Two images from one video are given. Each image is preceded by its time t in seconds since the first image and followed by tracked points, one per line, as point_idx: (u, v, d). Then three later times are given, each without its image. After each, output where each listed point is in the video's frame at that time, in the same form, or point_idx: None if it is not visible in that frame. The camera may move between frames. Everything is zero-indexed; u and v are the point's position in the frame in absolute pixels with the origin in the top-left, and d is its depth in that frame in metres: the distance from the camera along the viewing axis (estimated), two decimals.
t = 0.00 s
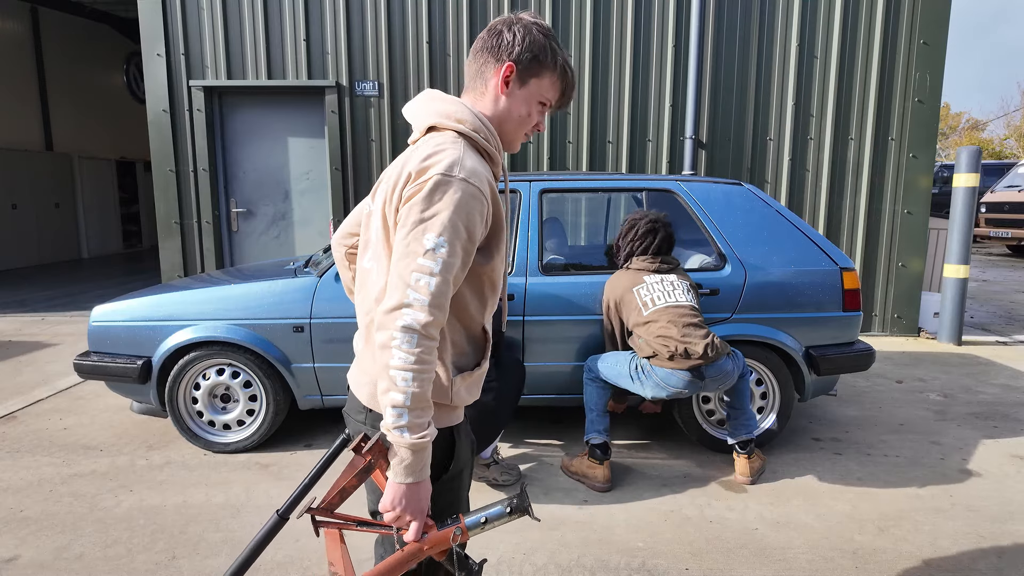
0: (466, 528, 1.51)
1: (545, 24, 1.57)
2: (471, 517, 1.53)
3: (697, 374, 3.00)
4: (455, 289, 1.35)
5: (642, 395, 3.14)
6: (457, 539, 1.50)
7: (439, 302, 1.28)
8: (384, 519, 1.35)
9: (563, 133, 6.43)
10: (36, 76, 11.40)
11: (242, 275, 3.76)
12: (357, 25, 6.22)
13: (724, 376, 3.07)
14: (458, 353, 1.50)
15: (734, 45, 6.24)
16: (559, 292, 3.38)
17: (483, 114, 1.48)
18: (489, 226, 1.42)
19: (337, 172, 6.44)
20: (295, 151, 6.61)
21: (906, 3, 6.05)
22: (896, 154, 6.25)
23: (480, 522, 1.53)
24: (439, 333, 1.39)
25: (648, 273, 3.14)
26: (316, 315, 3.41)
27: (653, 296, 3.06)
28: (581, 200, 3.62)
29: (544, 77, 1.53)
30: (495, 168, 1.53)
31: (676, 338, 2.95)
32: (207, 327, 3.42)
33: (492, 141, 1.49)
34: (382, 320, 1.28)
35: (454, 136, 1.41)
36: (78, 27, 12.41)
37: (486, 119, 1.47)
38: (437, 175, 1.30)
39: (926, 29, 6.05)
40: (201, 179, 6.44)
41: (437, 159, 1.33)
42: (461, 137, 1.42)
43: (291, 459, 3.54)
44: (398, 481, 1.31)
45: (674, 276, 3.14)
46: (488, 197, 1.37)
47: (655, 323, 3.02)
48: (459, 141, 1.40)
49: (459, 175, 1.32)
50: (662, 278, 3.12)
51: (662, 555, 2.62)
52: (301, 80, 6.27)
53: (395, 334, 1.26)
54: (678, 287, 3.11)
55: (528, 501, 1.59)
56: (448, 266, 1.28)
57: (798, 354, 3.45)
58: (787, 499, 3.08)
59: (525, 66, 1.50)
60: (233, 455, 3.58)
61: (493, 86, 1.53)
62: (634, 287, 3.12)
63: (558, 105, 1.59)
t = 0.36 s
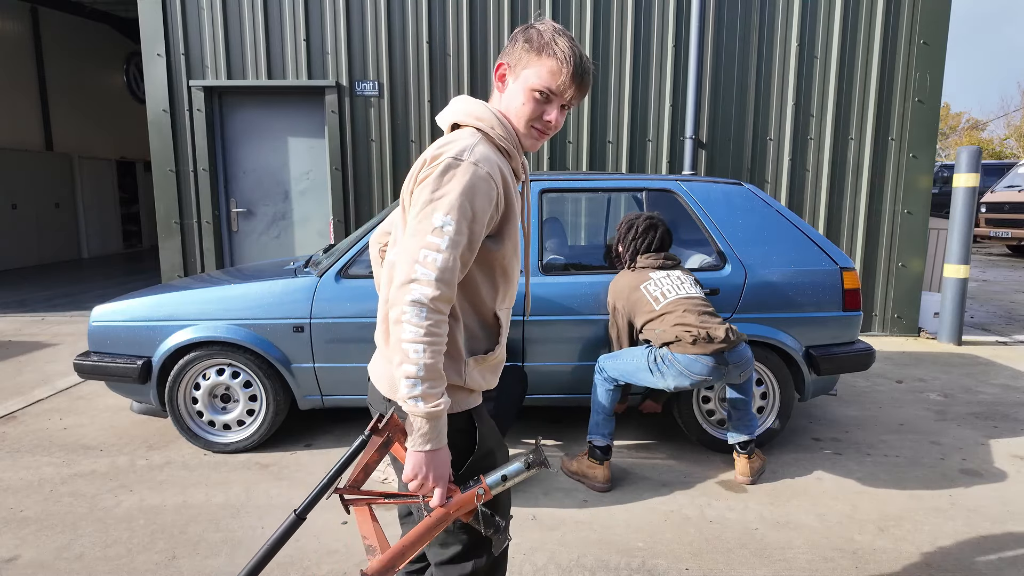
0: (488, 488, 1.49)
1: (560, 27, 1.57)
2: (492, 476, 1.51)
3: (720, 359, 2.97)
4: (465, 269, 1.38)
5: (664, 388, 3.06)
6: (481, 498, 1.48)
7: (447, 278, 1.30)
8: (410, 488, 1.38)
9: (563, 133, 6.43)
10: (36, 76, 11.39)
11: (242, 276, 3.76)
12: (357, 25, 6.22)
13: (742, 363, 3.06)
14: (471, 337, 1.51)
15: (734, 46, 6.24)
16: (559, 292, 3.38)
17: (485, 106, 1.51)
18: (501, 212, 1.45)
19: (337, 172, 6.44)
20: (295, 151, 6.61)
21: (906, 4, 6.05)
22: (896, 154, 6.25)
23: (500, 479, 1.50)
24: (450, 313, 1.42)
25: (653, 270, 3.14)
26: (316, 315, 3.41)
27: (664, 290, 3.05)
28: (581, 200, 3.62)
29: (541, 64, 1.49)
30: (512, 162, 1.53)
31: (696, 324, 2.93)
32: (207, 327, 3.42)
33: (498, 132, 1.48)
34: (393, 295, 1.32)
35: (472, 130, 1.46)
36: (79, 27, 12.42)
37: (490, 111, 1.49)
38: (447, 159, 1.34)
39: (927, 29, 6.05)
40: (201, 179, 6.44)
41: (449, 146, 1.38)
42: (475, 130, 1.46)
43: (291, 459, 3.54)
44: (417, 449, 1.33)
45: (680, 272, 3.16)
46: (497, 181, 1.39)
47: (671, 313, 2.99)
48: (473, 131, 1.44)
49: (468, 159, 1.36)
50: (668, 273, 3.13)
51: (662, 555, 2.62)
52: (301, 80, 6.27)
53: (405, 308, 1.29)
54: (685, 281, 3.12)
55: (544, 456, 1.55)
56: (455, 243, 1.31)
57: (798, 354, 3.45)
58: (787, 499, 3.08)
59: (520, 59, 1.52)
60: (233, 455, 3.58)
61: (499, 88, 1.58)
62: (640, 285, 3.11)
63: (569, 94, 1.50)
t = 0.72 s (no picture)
0: (506, 507, 1.49)
1: (590, 17, 1.54)
2: (512, 496, 1.50)
3: (727, 351, 2.98)
4: (494, 278, 1.36)
5: (673, 383, 3.07)
6: (499, 516, 1.48)
7: (476, 289, 1.28)
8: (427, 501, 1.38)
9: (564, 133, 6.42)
10: (36, 76, 11.39)
11: (242, 276, 3.76)
12: (357, 24, 6.22)
13: (749, 357, 3.07)
14: (504, 344, 1.50)
15: (734, 46, 6.24)
16: (559, 292, 3.38)
17: (513, 104, 1.49)
18: (532, 217, 1.41)
19: (337, 172, 6.43)
20: (295, 151, 6.62)
21: (906, 4, 6.06)
22: (896, 155, 6.25)
23: (521, 500, 1.49)
24: (481, 323, 1.42)
25: (654, 268, 3.15)
26: (316, 315, 3.41)
27: (665, 287, 3.06)
28: (581, 200, 3.62)
29: (570, 56, 1.46)
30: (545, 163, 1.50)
31: (702, 318, 2.96)
32: (207, 327, 3.42)
33: (529, 132, 1.46)
34: (422, 306, 1.31)
35: (501, 131, 1.43)
36: (79, 27, 12.43)
37: (519, 109, 1.47)
38: (474, 164, 1.32)
39: (926, 29, 6.05)
40: (201, 179, 6.44)
41: (476, 149, 1.36)
42: (505, 130, 1.43)
43: (291, 459, 3.54)
44: (439, 462, 1.32)
45: (680, 269, 3.18)
46: (527, 185, 1.36)
47: (676, 309, 3.00)
48: (503, 133, 1.41)
49: (496, 163, 1.33)
50: (668, 271, 3.14)
51: (662, 555, 2.62)
52: (301, 80, 6.27)
53: (433, 320, 1.28)
54: (686, 277, 3.14)
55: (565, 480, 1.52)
56: (484, 252, 1.29)
57: (798, 354, 3.45)
58: (787, 499, 3.08)
59: (550, 53, 1.49)
60: (233, 455, 3.58)
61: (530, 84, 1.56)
62: (642, 283, 3.11)
63: (601, 86, 1.47)
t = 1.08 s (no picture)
0: (536, 522, 1.47)
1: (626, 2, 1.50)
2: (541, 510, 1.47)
3: (732, 339, 2.96)
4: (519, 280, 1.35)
5: (680, 375, 3.04)
6: (528, 532, 1.47)
7: (499, 292, 1.28)
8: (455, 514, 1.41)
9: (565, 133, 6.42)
10: (36, 76, 11.39)
11: (242, 276, 3.76)
12: (357, 24, 6.22)
13: (755, 348, 3.05)
14: (531, 349, 1.48)
15: (734, 46, 6.24)
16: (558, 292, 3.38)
17: (543, 98, 1.48)
18: (558, 217, 1.39)
19: (337, 172, 6.43)
20: (295, 151, 6.62)
21: (906, 4, 6.06)
22: (896, 155, 6.25)
23: (551, 515, 1.46)
24: (506, 328, 1.41)
25: (655, 265, 3.15)
26: (316, 315, 3.41)
27: (667, 281, 3.07)
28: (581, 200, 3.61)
29: (606, 46, 1.43)
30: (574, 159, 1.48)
31: (704, 309, 2.96)
32: (207, 327, 3.42)
33: (558, 127, 1.44)
34: (445, 310, 1.32)
35: (528, 128, 1.42)
36: (79, 28, 12.44)
37: (549, 104, 1.46)
38: (498, 164, 1.32)
39: (926, 29, 6.06)
40: (201, 179, 6.44)
41: (501, 149, 1.36)
42: (533, 128, 1.42)
43: (291, 459, 3.54)
44: (462, 474, 1.34)
45: (679, 264, 3.19)
46: (553, 184, 1.35)
47: (678, 302, 3.01)
48: (530, 134, 1.39)
49: (521, 162, 1.32)
50: (669, 266, 3.16)
51: (662, 555, 2.62)
52: (301, 80, 6.27)
53: (456, 323, 1.28)
54: (686, 272, 3.15)
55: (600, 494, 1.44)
56: (507, 254, 1.28)
57: (798, 354, 3.44)
58: (787, 499, 3.08)
59: (584, 43, 1.47)
60: (233, 455, 3.57)
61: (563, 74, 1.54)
62: (643, 279, 3.12)
63: (636, 77, 1.43)
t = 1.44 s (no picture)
0: (560, 520, 1.46)
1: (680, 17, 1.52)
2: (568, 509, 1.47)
3: (732, 342, 2.96)
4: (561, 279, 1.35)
5: (681, 377, 3.03)
6: (552, 528, 1.45)
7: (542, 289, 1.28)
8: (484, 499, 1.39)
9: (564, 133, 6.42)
10: (36, 76, 11.39)
11: (243, 276, 3.76)
12: (357, 23, 6.22)
13: (756, 351, 3.05)
14: (569, 349, 1.48)
15: (734, 46, 6.24)
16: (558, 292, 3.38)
17: (592, 104, 1.50)
18: (602, 219, 1.40)
19: (337, 172, 6.43)
20: (295, 151, 6.62)
21: (906, 3, 6.06)
22: (896, 155, 6.25)
23: (575, 514, 1.46)
24: (546, 326, 1.42)
25: (656, 266, 3.16)
26: (316, 315, 3.41)
27: (668, 282, 3.08)
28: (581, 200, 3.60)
29: (658, 56, 1.45)
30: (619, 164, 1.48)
31: (706, 310, 2.95)
32: (207, 327, 3.42)
33: (605, 133, 1.45)
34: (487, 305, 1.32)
35: (577, 133, 1.43)
36: (79, 28, 12.44)
37: (598, 110, 1.47)
38: (547, 165, 1.33)
39: (926, 28, 6.06)
40: (201, 179, 6.44)
41: (549, 151, 1.37)
42: (581, 133, 1.44)
43: (291, 458, 3.54)
44: (494, 462, 1.31)
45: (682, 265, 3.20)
46: (599, 187, 1.36)
47: (680, 302, 3.00)
48: (578, 138, 1.41)
49: (568, 164, 1.33)
50: (670, 267, 3.15)
51: (662, 555, 2.62)
52: (301, 80, 6.27)
53: (498, 317, 1.29)
54: (688, 272, 3.14)
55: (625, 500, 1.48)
56: (551, 252, 1.29)
57: (799, 354, 3.44)
58: (787, 499, 3.08)
59: (637, 53, 1.49)
60: (233, 455, 3.57)
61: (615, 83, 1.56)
62: (645, 280, 3.13)
63: (688, 87, 1.46)
